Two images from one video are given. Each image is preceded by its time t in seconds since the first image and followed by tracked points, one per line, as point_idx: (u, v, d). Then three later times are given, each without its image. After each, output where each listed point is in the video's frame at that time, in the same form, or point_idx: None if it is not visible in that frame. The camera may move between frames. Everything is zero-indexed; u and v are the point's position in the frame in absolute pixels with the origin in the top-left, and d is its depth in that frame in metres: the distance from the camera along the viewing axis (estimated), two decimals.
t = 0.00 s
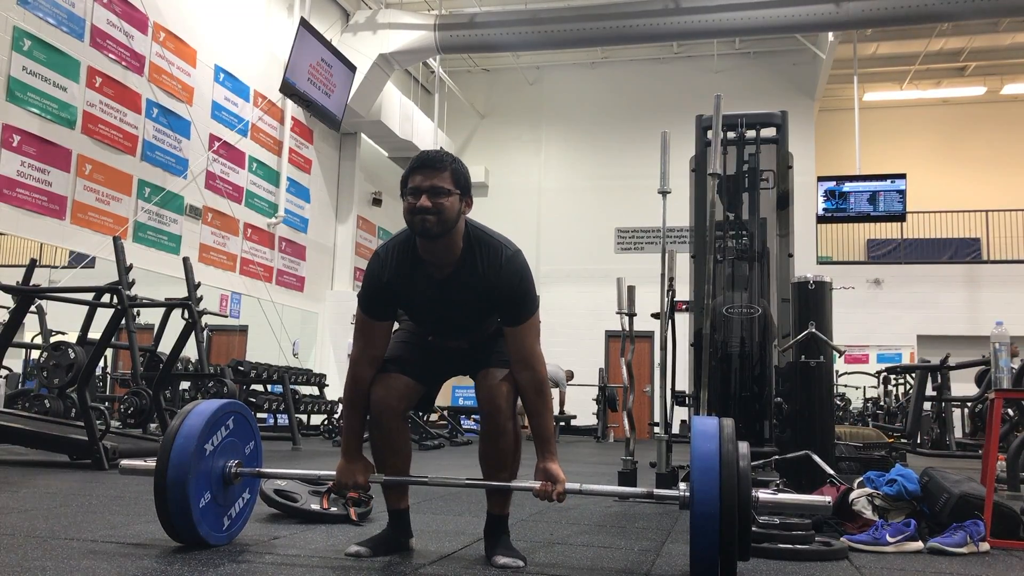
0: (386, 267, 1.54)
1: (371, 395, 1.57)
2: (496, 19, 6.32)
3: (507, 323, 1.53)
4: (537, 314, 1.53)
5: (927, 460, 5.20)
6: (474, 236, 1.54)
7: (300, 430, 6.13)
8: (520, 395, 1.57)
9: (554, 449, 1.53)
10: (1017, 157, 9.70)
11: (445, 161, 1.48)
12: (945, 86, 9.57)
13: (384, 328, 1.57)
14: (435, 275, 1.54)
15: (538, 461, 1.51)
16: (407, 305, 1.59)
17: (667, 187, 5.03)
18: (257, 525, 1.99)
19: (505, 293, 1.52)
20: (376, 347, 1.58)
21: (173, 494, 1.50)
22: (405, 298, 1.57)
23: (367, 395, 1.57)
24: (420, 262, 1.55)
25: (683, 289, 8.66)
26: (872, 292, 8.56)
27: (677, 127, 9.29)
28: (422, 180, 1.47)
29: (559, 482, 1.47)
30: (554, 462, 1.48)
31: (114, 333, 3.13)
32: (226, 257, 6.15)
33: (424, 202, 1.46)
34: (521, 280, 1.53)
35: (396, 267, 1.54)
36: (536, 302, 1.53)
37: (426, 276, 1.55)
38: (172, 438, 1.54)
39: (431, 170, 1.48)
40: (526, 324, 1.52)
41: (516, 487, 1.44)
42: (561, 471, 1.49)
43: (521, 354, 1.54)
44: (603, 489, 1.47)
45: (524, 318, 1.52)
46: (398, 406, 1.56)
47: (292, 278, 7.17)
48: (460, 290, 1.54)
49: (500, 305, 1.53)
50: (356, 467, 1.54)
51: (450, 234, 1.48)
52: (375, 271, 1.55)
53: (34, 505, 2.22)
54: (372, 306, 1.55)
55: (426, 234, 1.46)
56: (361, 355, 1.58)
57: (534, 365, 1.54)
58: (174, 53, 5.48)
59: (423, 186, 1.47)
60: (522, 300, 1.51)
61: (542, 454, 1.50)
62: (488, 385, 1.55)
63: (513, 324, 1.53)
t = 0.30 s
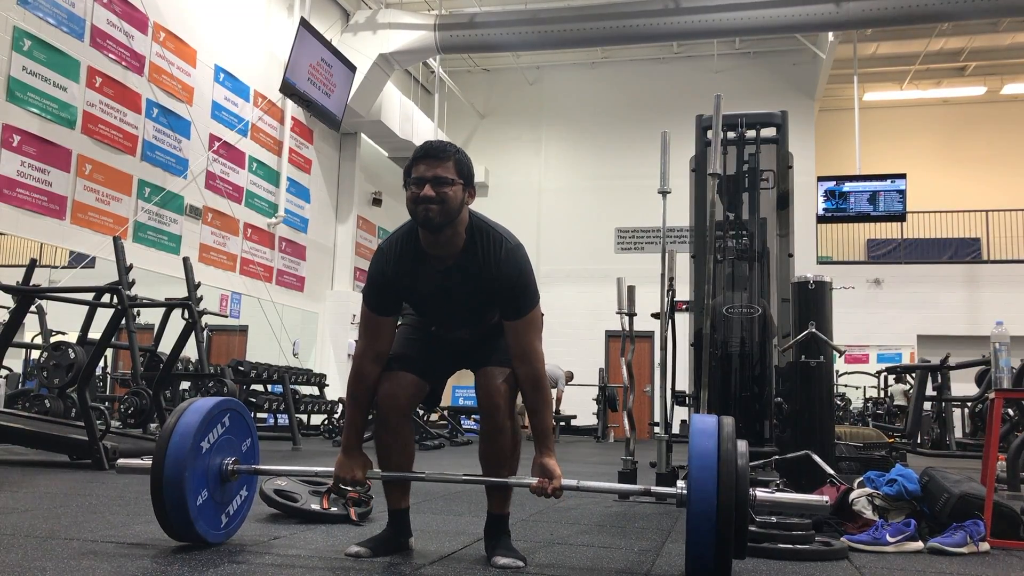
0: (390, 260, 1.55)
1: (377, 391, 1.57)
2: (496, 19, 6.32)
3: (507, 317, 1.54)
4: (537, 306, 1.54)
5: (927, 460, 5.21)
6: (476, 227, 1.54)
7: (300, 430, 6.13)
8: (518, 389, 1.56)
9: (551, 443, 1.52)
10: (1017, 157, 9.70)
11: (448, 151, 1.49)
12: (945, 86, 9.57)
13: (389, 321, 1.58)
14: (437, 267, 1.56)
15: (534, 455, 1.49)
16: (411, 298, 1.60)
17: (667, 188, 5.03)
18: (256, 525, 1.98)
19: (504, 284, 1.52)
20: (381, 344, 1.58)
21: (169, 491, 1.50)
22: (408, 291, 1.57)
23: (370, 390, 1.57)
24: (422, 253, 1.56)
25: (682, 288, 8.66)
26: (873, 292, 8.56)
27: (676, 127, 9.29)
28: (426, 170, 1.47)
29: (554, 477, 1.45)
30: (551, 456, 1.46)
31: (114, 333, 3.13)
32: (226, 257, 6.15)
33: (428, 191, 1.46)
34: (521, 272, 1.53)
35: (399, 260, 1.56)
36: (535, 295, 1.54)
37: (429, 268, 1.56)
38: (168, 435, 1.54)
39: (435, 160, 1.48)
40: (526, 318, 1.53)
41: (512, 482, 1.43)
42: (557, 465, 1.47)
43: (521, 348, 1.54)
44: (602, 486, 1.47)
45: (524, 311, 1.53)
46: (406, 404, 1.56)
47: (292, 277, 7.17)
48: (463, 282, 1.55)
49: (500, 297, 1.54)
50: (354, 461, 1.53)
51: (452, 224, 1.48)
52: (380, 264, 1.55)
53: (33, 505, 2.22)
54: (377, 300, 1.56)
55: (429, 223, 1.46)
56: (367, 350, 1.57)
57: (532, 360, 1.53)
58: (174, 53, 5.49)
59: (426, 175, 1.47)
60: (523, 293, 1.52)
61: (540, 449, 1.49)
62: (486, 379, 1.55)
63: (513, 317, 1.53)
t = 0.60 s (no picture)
0: (392, 231, 1.55)
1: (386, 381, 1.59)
2: (496, 19, 6.32)
3: (507, 292, 1.53)
4: (536, 282, 1.53)
5: (927, 460, 5.21)
6: (479, 200, 1.54)
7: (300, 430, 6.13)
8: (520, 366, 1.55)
9: (551, 421, 1.52)
10: (1017, 156, 9.70)
11: (452, 122, 1.48)
12: (945, 86, 9.57)
13: (392, 294, 1.58)
14: (439, 239, 1.54)
15: (535, 430, 1.49)
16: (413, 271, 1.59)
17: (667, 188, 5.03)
18: (256, 525, 1.98)
19: (504, 258, 1.51)
20: (384, 318, 1.56)
21: (170, 458, 1.49)
22: (411, 263, 1.57)
23: (373, 365, 1.56)
24: (425, 225, 1.55)
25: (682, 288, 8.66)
26: (873, 292, 8.56)
27: (676, 127, 9.29)
28: (430, 140, 1.47)
29: (553, 452, 1.46)
30: (551, 433, 1.46)
31: (114, 333, 3.13)
32: (226, 257, 6.15)
33: (432, 160, 1.46)
34: (521, 247, 1.53)
35: (402, 231, 1.55)
36: (535, 271, 1.53)
37: (431, 240, 1.55)
38: (171, 404, 1.55)
39: (439, 130, 1.47)
40: (525, 293, 1.52)
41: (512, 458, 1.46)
42: (556, 440, 1.48)
43: (519, 324, 1.52)
44: (601, 461, 1.53)
45: (524, 285, 1.52)
46: (408, 396, 1.58)
47: (292, 277, 7.17)
48: (464, 255, 1.54)
49: (499, 272, 1.53)
50: (357, 435, 1.52)
51: (455, 192, 1.48)
52: (383, 235, 1.55)
53: (33, 505, 2.22)
54: (380, 272, 1.55)
55: (433, 192, 1.46)
56: (372, 324, 1.55)
57: (530, 337, 1.51)
58: (174, 53, 5.48)
59: (431, 145, 1.47)
60: (522, 268, 1.51)
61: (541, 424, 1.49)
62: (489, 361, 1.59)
63: (513, 290, 1.52)
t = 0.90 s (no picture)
0: (398, 180, 1.55)
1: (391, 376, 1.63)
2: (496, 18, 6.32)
3: (511, 246, 1.55)
4: (539, 234, 1.55)
5: (927, 460, 5.21)
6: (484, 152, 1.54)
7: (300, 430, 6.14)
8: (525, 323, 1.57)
9: (553, 372, 1.57)
10: (1018, 156, 9.70)
11: (461, 68, 1.48)
12: (945, 86, 9.57)
13: (396, 247, 1.59)
14: (442, 189, 1.55)
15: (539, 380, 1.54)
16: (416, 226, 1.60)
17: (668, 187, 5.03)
18: (257, 524, 1.99)
19: (507, 209, 1.53)
20: (389, 271, 1.59)
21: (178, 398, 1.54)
22: (414, 217, 1.57)
23: (378, 319, 1.58)
24: (429, 176, 1.55)
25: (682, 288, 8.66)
26: (873, 291, 8.56)
27: (677, 127, 9.28)
28: (439, 83, 1.46)
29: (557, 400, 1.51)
30: (554, 384, 1.51)
31: (114, 333, 3.13)
32: (226, 256, 6.15)
33: (440, 103, 1.46)
34: (525, 201, 1.53)
35: (405, 181, 1.55)
36: (537, 226, 1.54)
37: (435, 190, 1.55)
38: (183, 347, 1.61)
39: (448, 74, 1.47)
40: (528, 247, 1.54)
41: (516, 409, 1.48)
42: (559, 391, 1.54)
43: (522, 278, 1.54)
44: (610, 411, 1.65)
45: (527, 238, 1.54)
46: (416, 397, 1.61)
47: (292, 277, 7.16)
48: (467, 208, 1.54)
49: (502, 225, 1.55)
50: (362, 387, 1.56)
51: (461, 139, 1.48)
52: (389, 185, 1.56)
53: (33, 505, 2.22)
54: (384, 222, 1.57)
55: (440, 137, 1.46)
56: (376, 279, 1.58)
57: (533, 290, 1.54)
58: (174, 53, 5.48)
59: (438, 89, 1.46)
60: (525, 223, 1.53)
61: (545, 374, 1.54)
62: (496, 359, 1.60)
63: (516, 242, 1.54)
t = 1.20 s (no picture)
0: (407, 129, 1.57)
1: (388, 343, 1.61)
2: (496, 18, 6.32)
3: (516, 195, 1.53)
4: (544, 187, 1.54)
5: (927, 459, 5.21)
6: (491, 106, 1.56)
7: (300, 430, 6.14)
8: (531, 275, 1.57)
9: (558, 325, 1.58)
10: (1018, 156, 9.70)
11: (471, 20, 1.53)
12: (945, 86, 9.57)
13: (401, 199, 1.59)
14: (448, 140, 1.54)
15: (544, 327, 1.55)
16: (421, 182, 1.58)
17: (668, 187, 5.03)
18: (256, 524, 1.98)
19: (512, 159, 1.52)
20: (393, 224, 1.59)
21: (185, 344, 1.53)
22: (419, 169, 1.56)
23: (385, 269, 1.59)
24: (437, 126, 1.56)
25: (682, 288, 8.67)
26: (873, 291, 8.56)
27: (677, 127, 9.28)
28: (449, 30, 1.50)
29: (561, 347, 1.52)
30: (558, 330, 1.51)
31: (114, 333, 3.13)
32: (226, 256, 6.14)
33: (451, 43, 1.49)
34: (531, 151, 1.53)
35: (413, 134, 1.56)
36: (541, 178, 1.53)
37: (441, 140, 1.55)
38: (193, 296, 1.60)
39: (458, 21, 1.51)
40: (533, 195, 1.53)
41: (524, 357, 1.47)
42: (563, 339, 1.54)
43: (528, 225, 1.53)
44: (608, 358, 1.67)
45: (532, 188, 1.53)
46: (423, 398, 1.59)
47: (292, 277, 7.16)
48: (472, 158, 1.53)
49: (506, 174, 1.53)
50: (369, 337, 1.58)
51: (470, 81, 1.49)
52: (398, 135, 1.57)
53: (33, 505, 2.22)
54: (391, 169, 1.57)
55: (449, 78, 1.47)
56: (383, 228, 1.59)
57: (539, 239, 1.54)
58: (174, 53, 5.48)
59: (448, 35, 1.51)
60: (530, 172, 1.52)
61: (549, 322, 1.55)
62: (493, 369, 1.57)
63: (522, 191, 1.53)
